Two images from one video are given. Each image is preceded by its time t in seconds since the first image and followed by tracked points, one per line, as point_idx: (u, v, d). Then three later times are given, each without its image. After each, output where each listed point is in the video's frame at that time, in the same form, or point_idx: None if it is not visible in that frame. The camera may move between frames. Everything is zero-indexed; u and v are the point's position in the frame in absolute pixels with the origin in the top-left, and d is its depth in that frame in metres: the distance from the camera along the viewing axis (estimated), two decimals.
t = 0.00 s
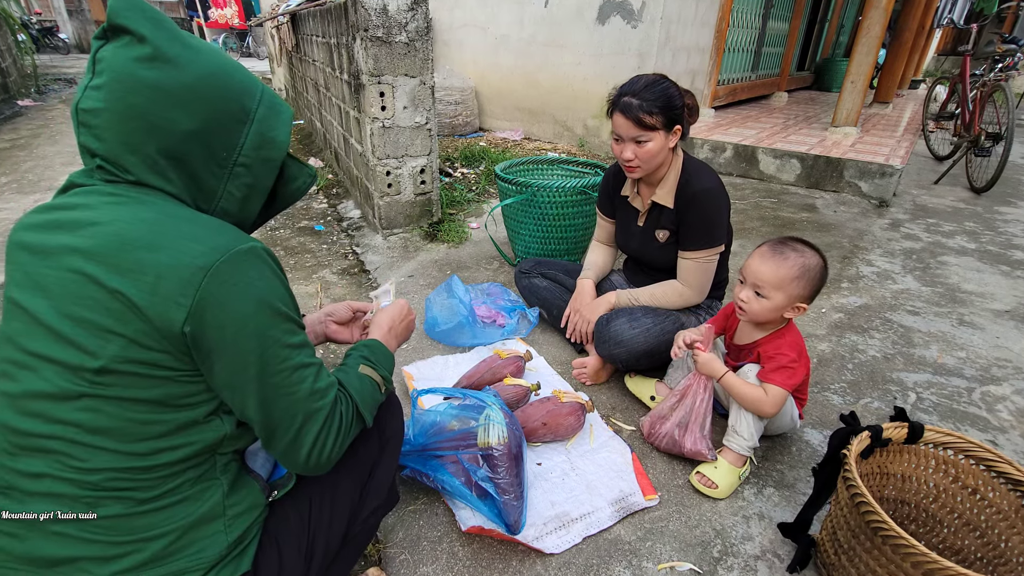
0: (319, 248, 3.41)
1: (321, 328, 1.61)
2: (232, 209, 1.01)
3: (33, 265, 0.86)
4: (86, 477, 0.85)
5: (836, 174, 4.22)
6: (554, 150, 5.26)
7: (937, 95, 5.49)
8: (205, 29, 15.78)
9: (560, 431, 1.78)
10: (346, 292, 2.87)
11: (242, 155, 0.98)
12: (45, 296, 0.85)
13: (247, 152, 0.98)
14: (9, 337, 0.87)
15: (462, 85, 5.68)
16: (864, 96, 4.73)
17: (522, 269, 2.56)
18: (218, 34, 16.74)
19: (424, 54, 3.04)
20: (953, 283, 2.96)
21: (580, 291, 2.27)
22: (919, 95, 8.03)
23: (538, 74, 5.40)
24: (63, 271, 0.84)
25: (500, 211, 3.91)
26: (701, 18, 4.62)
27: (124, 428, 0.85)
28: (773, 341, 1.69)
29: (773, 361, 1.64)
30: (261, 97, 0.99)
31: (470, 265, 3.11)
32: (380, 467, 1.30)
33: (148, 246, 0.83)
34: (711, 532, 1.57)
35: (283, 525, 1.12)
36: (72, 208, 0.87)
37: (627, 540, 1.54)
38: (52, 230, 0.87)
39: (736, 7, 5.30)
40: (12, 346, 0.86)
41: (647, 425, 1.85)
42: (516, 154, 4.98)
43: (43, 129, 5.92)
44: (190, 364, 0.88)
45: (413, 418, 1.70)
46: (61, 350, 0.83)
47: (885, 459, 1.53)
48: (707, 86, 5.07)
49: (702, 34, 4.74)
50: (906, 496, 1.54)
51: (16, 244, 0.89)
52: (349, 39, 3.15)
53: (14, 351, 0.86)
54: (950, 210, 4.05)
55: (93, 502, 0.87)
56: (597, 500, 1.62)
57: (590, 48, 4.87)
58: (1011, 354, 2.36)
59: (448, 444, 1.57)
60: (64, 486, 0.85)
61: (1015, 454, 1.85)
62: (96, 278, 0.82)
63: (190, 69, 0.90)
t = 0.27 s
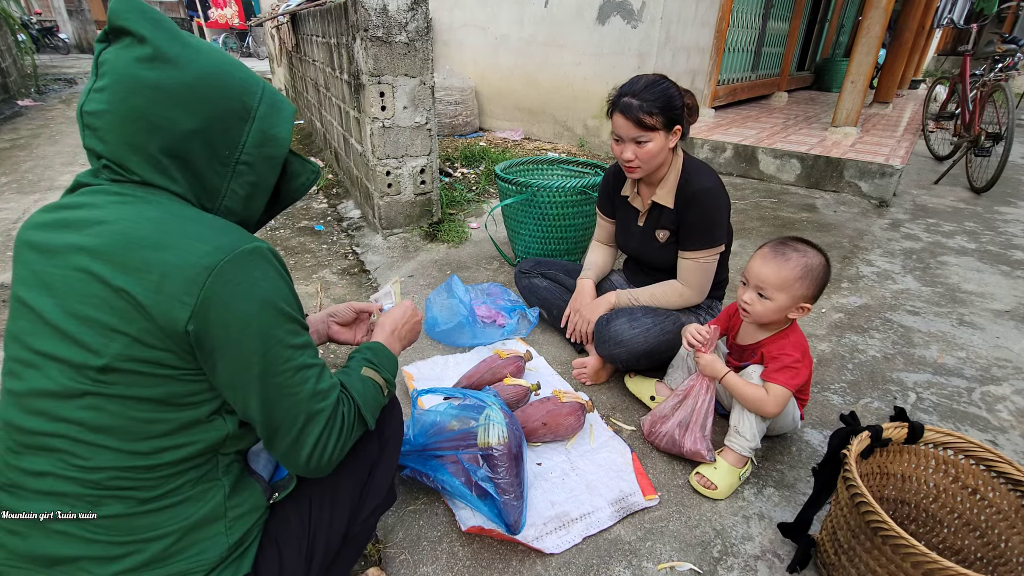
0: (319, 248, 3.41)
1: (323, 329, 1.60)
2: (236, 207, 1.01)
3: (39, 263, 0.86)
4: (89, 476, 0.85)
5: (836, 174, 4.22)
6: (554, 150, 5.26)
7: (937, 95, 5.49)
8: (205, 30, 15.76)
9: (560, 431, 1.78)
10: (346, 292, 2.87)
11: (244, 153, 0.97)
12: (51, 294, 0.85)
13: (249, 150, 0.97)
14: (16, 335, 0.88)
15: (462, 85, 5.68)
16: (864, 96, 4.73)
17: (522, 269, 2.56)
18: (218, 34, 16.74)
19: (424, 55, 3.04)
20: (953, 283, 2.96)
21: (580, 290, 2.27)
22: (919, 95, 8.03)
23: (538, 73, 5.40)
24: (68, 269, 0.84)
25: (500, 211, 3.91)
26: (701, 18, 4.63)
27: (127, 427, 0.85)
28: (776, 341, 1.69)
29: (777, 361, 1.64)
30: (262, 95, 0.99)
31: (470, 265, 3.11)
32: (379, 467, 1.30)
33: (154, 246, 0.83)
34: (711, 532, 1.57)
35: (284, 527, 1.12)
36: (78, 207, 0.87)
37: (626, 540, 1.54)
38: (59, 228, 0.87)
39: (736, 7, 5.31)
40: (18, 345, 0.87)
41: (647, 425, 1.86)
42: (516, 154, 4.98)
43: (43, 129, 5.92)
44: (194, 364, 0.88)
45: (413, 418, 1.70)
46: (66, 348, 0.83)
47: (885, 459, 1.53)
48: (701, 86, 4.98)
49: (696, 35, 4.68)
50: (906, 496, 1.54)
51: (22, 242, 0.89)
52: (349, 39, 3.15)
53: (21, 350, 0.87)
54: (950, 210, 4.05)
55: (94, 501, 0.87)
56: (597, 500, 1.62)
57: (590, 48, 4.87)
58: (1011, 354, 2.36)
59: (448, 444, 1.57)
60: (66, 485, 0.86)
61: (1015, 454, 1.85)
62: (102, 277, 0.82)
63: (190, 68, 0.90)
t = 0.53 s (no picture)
0: (319, 248, 3.41)
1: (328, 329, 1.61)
2: (242, 207, 1.01)
3: (46, 262, 0.86)
4: (92, 475, 0.85)
5: (836, 174, 4.22)
6: (554, 150, 5.26)
7: (937, 95, 5.49)
8: (205, 30, 15.76)
9: (560, 432, 1.78)
10: (346, 291, 2.87)
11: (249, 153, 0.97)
12: (57, 293, 0.85)
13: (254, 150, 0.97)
14: (21, 334, 0.88)
15: (462, 85, 5.68)
16: (864, 96, 4.73)
17: (522, 269, 2.56)
18: (217, 34, 16.73)
19: (424, 55, 3.04)
20: (953, 283, 2.96)
21: (580, 290, 2.27)
22: (919, 95, 8.03)
23: (538, 73, 5.40)
24: (74, 269, 0.84)
25: (500, 211, 3.91)
26: (701, 18, 4.63)
27: (131, 426, 0.85)
28: (776, 341, 1.68)
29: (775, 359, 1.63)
30: (266, 94, 0.99)
31: (471, 265, 3.11)
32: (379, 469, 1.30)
33: (161, 245, 0.83)
34: (711, 532, 1.57)
35: (284, 529, 1.11)
36: (85, 206, 0.87)
37: (626, 540, 1.54)
38: (66, 227, 0.87)
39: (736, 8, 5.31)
40: (22, 344, 0.87)
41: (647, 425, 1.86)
42: (516, 154, 4.98)
43: (43, 130, 5.91)
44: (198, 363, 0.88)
45: (413, 418, 1.70)
46: (72, 347, 0.83)
47: (885, 459, 1.53)
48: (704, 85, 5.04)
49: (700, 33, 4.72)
50: (906, 496, 1.54)
51: (28, 241, 0.89)
52: (349, 39, 3.15)
53: (27, 349, 0.87)
54: (950, 210, 4.05)
55: (97, 500, 0.87)
56: (597, 500, 1.62)
57: (590, 48, 4.87)
58: (1011, 354, 2.36)
59: (448, 444, 1.57)
60: (69, 484, 0.86)
61: (1015, 454, 1.85)
62: (108, 275, 0.82)
63: (195, 68, 0.90)
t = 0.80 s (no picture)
0: (319, 248, 3.41)
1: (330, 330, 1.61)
2: (243, 207, 1.01)
3: (47, 261, 0.86)
4: (93, 475, 0.85)
5: (836, 174, 4.22)
6: (554, 150, 5.26)
7: (937, 94, 5.49)
8: (205, 30, 15.75)
9: (560, 431, 1.78)
10: (346, 291, 2.87)
11: (250, 154, 0.97)
12: (59, 292, 0.85)
13: (255, 151, 0.97)
14: (22, 333, 0.88)
15: (462, 85, 5.68)
16: (864, 96, 4.73)
17: (522, 269, 2.56)
18: (217, 33, 16.71)
19: (424, 55, 3.04)
20: (953, 283, 2.96)
21: (580, 290, 2.27)
22: (919, 95, 8.03)
23: (538, 73, 5.39)
24: (77, 268, 0.84)
25: (500, 211, 3.91)
26: (701, 18, 4.64)
27: (133, 425, 0.85)
28: (776, 342, 1.68)
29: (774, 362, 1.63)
30: (268, 95, 0.98)
31: (470, 265, 3.11)
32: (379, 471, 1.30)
33: (163, 243, 0.83)
34: (711, 532, 1.57)
35: (284, 530, 1.11)
36: (87, 205, 0.87)
37: (626, 540, 1.54)
38: (68, 227, 0.87)
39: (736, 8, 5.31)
40: (24, 344, 0.87)
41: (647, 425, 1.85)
42: (516, 154, 4.98)
43: (43, 130, 5.91)
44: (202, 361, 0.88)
45: (413, 418, 1.70)
46: (73, 346, 0.83)
47: (885, 459, 1.53)
48: (706, 85, 5.07)
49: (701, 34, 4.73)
50: (906, 496, 1.54)
51: (31, 241, 0.89)
52: (349, 39, 3.15)
53: (28, 348, 0.87)
54: (950, 210, 4.05)
55: (98, 500, 0.87)
56: (597, 500, 1.62)
57: (590, 48, 4.87)
58: (1011, 354, 2.36)
59: (448, 444, 1.57)
60: (70, 484, 0.86)
61: (1015, 454, 1.85)
62: (112, 275, 0.82)
63: (197, 68, 0.90)
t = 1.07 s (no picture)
0: (319, 248, 3.41)
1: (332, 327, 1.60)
2: (243, 209, 1.01)
3: (49, 260, 0.87)
4: (90, 474, 0.85)
5: (836, 174, 4.22)
6: (554, 150, 5.26)
7: (938, 95, 5.49)
8: (205, 30, 15.74)
9: (560, 432, 1.78)
10: (346, 291, 2.87)
11: (250, 156, 0.97)
12: (60, 291, 0.85)
13: (255, 153, 0.97)
14: (24, 331, 0.88)
15: (462, 85, 5.68)
16: (864, 96, 4.73)
17: (522, 269, 2.56)
18: (218, 34, 16.77)
19: (424, 54, 3.04)
20: (953, 283, 2.96)
21: (580, 290, 2.27)
22: (919, 95, 8.02)
23: (538, 73, 5.39)
24: (77, 266, 0.84)
25: (500, 211, 3.91)
26: (701, 18, 4.64)
27: (133, 422, 0.85)
28: (771, 339, 1.68)
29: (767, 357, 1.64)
30: (268, 98, 0.99)
31: (470, 265, 3.11)
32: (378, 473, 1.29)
33: (166, 243, 0.83)
34: (711, 532, 1.57)
35: (280, 533, 1.11)
36: (90, 205, 0.87)
37: (626, 540, 1.54)
38: (70, 226, 0.87)
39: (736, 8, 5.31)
40: (25, 341, 0.87)
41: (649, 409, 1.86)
42: (516, 154, 4.98)
43: (43, 130, 5.91)
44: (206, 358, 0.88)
45: (413, 418, 1.70)
46: (74, 344, 0.83)
47: (885, 459, 1.53)
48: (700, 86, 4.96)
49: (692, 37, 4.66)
50: (906, 496, 1.54)
51: (34, 238, 0.90)
52: (349, 39, 3.15)
53: (29, 345, 0.87)
54: (950, 210, 4.05)
55: (95, 499, 0.87)
56: (597, 500, 1.62)
57: (590, 48, 4.87)
58: (1011, 354, 2.36)
59: (448, 444, 1.57)
60: (67, 482, 0.86)
61: (1015, 454, 1.84)
62: (113, 274, 0.82)
63: (199, 73, 0.90)
